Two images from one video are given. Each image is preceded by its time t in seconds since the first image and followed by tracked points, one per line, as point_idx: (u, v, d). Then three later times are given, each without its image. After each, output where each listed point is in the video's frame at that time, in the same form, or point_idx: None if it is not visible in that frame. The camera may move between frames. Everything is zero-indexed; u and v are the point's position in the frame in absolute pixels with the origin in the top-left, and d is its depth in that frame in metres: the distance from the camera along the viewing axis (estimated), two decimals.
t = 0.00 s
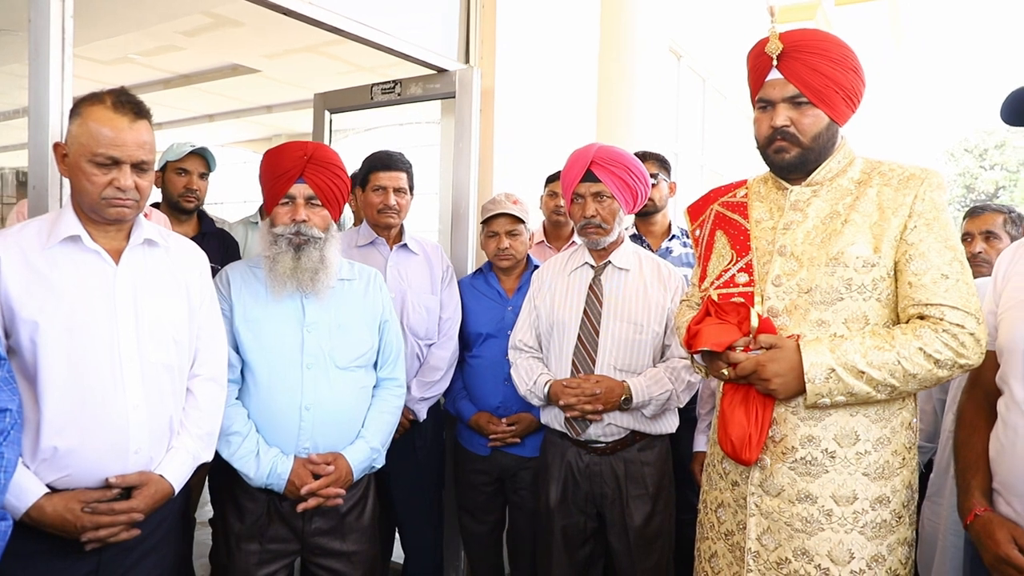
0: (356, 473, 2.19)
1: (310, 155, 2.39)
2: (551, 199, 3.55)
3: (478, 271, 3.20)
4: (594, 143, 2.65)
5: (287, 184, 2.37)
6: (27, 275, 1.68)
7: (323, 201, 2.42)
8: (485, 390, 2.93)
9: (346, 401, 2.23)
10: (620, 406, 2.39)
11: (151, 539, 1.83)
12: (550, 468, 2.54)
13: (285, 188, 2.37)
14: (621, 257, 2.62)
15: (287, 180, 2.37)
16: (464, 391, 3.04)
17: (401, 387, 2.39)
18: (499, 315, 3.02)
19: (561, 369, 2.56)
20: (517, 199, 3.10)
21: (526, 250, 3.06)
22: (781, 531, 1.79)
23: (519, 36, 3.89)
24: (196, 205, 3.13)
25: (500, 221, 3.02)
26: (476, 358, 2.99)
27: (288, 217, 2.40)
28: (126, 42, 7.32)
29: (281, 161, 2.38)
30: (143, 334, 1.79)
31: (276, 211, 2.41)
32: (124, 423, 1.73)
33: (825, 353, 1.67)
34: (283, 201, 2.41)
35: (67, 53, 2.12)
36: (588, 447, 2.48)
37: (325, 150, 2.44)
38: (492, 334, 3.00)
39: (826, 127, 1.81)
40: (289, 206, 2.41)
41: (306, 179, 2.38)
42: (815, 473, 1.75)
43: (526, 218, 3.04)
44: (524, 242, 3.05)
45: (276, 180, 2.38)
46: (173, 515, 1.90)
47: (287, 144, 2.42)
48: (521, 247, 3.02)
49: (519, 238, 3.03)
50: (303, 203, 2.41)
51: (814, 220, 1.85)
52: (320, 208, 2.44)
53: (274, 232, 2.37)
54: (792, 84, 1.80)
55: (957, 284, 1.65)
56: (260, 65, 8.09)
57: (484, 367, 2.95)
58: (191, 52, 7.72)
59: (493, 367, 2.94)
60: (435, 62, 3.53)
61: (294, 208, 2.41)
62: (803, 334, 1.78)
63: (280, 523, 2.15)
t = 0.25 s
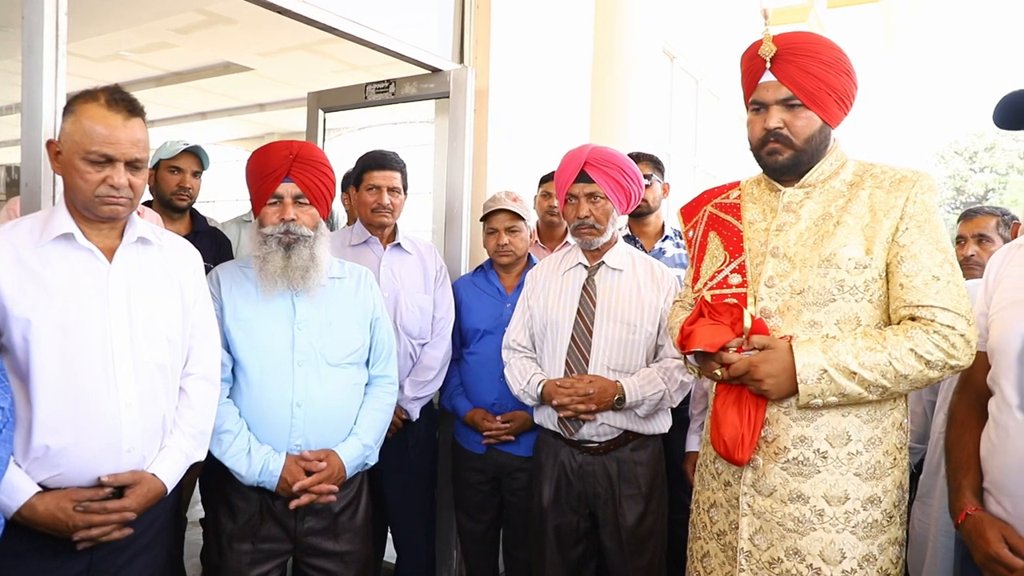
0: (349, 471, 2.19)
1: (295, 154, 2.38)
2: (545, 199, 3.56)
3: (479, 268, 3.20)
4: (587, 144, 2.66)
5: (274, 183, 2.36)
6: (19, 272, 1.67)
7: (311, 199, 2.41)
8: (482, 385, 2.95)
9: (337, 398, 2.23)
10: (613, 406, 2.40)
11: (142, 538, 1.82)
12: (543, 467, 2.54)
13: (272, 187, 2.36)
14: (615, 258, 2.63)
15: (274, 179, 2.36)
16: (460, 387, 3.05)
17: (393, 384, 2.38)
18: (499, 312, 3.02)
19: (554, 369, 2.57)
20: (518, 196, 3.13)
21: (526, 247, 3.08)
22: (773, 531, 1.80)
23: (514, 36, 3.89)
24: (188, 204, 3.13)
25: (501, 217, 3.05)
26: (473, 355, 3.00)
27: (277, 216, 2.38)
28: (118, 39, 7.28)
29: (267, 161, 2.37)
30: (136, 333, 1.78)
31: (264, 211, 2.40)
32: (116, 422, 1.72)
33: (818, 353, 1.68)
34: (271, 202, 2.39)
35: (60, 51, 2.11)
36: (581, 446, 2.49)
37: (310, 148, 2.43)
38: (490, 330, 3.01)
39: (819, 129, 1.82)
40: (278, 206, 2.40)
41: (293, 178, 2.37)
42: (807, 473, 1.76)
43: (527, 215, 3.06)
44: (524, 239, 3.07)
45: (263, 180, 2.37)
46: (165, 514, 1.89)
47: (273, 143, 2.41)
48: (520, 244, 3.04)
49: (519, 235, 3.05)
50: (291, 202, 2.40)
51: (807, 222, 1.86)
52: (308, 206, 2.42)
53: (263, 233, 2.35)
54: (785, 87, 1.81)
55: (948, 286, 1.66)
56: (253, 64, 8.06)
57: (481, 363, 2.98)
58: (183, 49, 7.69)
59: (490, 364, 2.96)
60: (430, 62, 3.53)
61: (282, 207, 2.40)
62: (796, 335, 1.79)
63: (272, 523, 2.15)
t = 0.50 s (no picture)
0: (338, 472, 2.18)
1: (280, 153, 2.37)
2: (536, 201, 3.57)
3: (477, 268, 3.20)
4: (580, 145, 2.67)
5: (259, 183, 2.34)
6: (7, 271, 1.65)
7: (297, 198, 2.39)
8: (475, 385, 2.95)
9: (326, 398, 2.22)
10: (604, 407, 2.41)
11: (130, 538, 1.81)
12: (533, 468, 2.55)
13: (258, 187, 2.35)
14: (607, 259, 2.64)
15: (259, 179, 2.34)
16: (455, 386, 3.05)
17: (383, 384, 2.38)
18: (494, 311, 3.02)
19: (544, 371, 2.57)
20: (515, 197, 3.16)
21: (523, 247, 3.10)
22: (761, 531, 1.81)
23: (505, 37, 3.90)
24: (177, 203, 3.11)
25: (500, 216, 3.07)
26: (468, 355, 3.01)
27: (264, 216, 2.37)
28: (106, 35, 7.23)
29: (252, 161, 2.37)
30: (125, 332, 1.77)
31: (251, 211, 2.38)
32: (104, 422, 1.72)
33: (807, 356, 1.69)
34: (257, 202, 2.38)
35: (50, 48, 2.10)
36: (572, 447, 2.50)
37: (294, 146, 2.42)
38: (485, 330, 3.02)
39: (809, 133, 1.83)
40: (264, 206, 2.38)
41: (278, 177, 2.35)
42: (796, 474, 1.78)
43: (524, 215, 3.09)
44: (522, 240, 3.09)
45: (248, 180, 2.36)
46: (153, 514, 1.88)
47: (257, 143, 2.41)
48: (520, 243, 3.08)
49: (517, 235, 3.07)
50: (277, 201, 2.38)
51: (796, 225, 1.88)
52: (295, 205, 2.41)
53: (251, 234, 2.33)
54: (776, 91, 1.82)
55: (935, 289, 1.68)
56: (242, 62, 8.02)
57: (476, 362, 2.98)
58: (172, 46, 7.63)
59: (485, 362, 2.97)
60: (423, 63, 3.54)
61: (269, 207, 2.38)
62: (785, 337, 1.80)
63: (261, 523, 2.14)
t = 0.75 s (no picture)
0: (329, 473, 2.17)
1: (269, 152, 2.36)
2: (527, 202, 3.57)
3: (469, 269, 3.21)
4: (572, 147, 2.67)
5: (249, 181, 2.34)
6: None
7: (288, 197, 2.39)
8: (468, 386, 2.95)
9: (316, 399, 2.21)
10: (594, 408, 2.41)
11: (118, 540, 1.80)
12: (523, 469, 2.55)
13: (248, 185, 2.34)
14: (597, 260, 2.64)
15: (249, 177, 2.34)
16: (447, 387, 3.05)
17: (373, 385, 2.37)
18: (487, 312, 3.03)
19: (535, 372, 2.58)
20: (510, 200, 3.17)
21: (516, 250, 3.11)
22: (751, 531, 1.82)
23: (496, 38, 3.90)
24: (164, 201, 3.08)
25: (495, 218, 3.08)
26: (460, 355, 3.01)
27: (254, 215, 2.36)
28: (92, 32, 7.16)
29: (241, 159, 2.36)
30: (113, 332, 1.76)
31: (241, 211, 2.37)
32: (92, 423, 1.70)
33: (796, 357, 1.70)
34: (247, 201, 2.37)
35: (37, 45, 2.08)
36: (562, 448, 2.50)
37: (284, 144, 2.41)
38: (477, 331, 3.02)
39: (799, 136, 1.85)
40: (254, 205, 2.37)
41: (268, 176, 2.35)
42: (785, 475, 1.79)
43: (519, 218, 3.10)
44: (516, 242, 3.10)
45: (238, 179, 2.35)
46: (141, 516, 1.87)
47: (246, 142, 2.39)
48: (512, 246, 3.08)
49: (511, 237, 3.08)
50: (268, 200, 2.37)
51: (786, 227, 1.89)
52: (286, 204, 2.40)
53: (241, 233, 2.32)
54: (766, 94, 1.83)
55: (923, 291, 1.70)
56: (230, 60, 7.97)
57: (467, 363, 2.98)
58: (159, 44, 7.57)
59: (478, 362, 2.96)
60: (414, 63, 3.53)
61: (259, 206, 2.37)
62: (775, 339, 1.81)
63: (251, 525, 2.13)
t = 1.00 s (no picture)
0: (319, 476, 2.16)
1: (262, 153, 2.34)
2: (515, 204, 3.57)
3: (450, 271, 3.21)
4: (558, 149, 2.68)
5: (241, 183, 2.32)
6: None
7: (279, 199, 2.37)
8: (453, 389, 2.94)
9: (306, 402, 2.20)
10: (583, 410, 2.42)
11: (105, 546, 1.78)
12: (512, 471, 2.55)
13: (240, 187, 2.32)
14: (585, 262, 2.65)
15: (241, 179, 2.32)
16: (433, 390, 3.05)
17: (363, 388, 2.36)
18: (470, 314, 3.04)
19: (524, 374, 2.58)
20: (494, 203, 3.17)
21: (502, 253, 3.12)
22: (740, 531, 1.83)
23: (484, 39, 3.90)
24: (150, 203, 3.05)
25: (482, 222, 3.06)
26: (444, 357, 3.00)
27: (245, 217, 2.34)
28: (74, 31, 7.09)
29: (234, 160, 2.33)
30: (99, 335, 1.74)
31: (232, 212, 2.35)
32: (78, 428, 1.68)
33: (785, 357, 1.71)
34: (239, 202, 2.35)
35: (20, 45, 2.06)
36: (551, 450, 2.50)
37: (276, 146, 2.39)
38: (461, 333, 3.02)
39: (788, 138, 1.86)
40: (245, 206, 2.35)
41: (261, 178, 2.33)
42: (774, 475, 1.80)
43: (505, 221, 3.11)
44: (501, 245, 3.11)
45: (230, 180, 2.33)
46: (128, 522, 1.85)
47: (238, 143, 2.37)
48: (498, 249, 3.09)
49: (498, 240, 3.09)
50: (260, 202, 2.36)
51: (775, 228, 1.90)
52: (277, 206, 2.39)
53: (232, 235, 2.31)
54: (755, 96, 1.84)
55: (910, 292, 1.72)
56: (214, 60, 7.91)
57: (453, 365, 2.97)
58: (142, 44, 7.51)
59: (462, 365, 2.96)
60: (402, 64, 3.53)
61: (250, 207, 2.35)
62: (764, 339, 1.82)
63: (239, 530, 2.11)
